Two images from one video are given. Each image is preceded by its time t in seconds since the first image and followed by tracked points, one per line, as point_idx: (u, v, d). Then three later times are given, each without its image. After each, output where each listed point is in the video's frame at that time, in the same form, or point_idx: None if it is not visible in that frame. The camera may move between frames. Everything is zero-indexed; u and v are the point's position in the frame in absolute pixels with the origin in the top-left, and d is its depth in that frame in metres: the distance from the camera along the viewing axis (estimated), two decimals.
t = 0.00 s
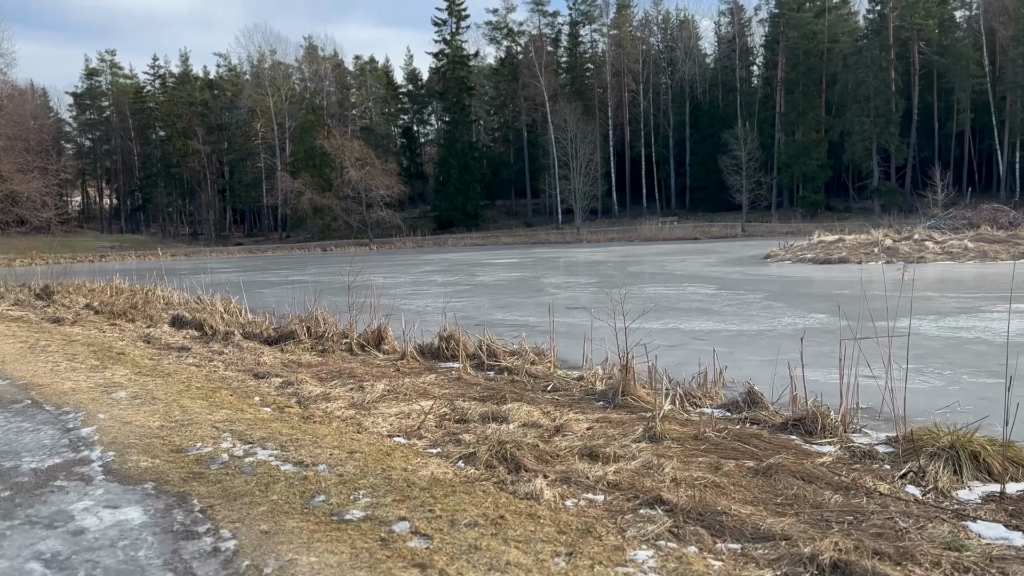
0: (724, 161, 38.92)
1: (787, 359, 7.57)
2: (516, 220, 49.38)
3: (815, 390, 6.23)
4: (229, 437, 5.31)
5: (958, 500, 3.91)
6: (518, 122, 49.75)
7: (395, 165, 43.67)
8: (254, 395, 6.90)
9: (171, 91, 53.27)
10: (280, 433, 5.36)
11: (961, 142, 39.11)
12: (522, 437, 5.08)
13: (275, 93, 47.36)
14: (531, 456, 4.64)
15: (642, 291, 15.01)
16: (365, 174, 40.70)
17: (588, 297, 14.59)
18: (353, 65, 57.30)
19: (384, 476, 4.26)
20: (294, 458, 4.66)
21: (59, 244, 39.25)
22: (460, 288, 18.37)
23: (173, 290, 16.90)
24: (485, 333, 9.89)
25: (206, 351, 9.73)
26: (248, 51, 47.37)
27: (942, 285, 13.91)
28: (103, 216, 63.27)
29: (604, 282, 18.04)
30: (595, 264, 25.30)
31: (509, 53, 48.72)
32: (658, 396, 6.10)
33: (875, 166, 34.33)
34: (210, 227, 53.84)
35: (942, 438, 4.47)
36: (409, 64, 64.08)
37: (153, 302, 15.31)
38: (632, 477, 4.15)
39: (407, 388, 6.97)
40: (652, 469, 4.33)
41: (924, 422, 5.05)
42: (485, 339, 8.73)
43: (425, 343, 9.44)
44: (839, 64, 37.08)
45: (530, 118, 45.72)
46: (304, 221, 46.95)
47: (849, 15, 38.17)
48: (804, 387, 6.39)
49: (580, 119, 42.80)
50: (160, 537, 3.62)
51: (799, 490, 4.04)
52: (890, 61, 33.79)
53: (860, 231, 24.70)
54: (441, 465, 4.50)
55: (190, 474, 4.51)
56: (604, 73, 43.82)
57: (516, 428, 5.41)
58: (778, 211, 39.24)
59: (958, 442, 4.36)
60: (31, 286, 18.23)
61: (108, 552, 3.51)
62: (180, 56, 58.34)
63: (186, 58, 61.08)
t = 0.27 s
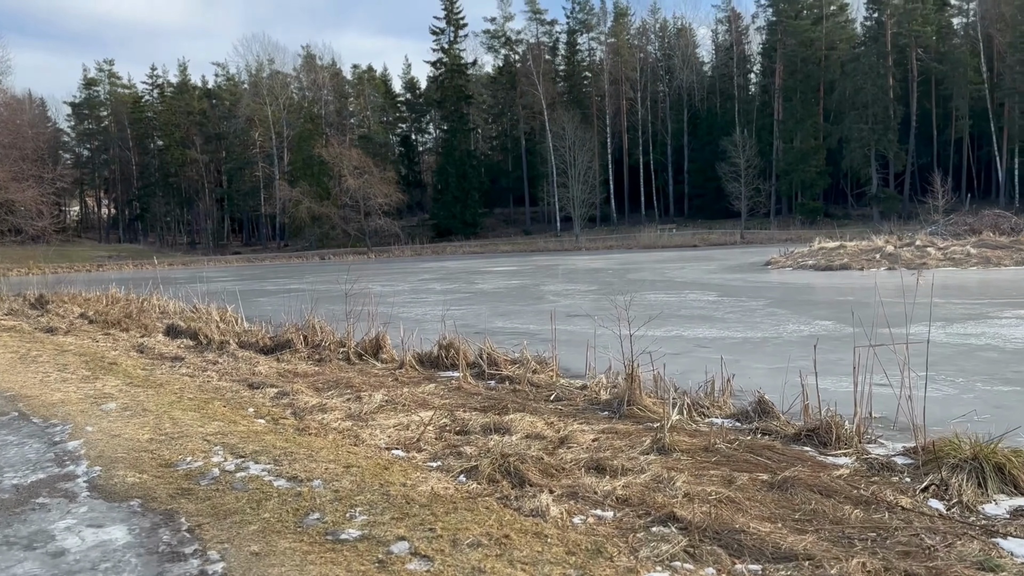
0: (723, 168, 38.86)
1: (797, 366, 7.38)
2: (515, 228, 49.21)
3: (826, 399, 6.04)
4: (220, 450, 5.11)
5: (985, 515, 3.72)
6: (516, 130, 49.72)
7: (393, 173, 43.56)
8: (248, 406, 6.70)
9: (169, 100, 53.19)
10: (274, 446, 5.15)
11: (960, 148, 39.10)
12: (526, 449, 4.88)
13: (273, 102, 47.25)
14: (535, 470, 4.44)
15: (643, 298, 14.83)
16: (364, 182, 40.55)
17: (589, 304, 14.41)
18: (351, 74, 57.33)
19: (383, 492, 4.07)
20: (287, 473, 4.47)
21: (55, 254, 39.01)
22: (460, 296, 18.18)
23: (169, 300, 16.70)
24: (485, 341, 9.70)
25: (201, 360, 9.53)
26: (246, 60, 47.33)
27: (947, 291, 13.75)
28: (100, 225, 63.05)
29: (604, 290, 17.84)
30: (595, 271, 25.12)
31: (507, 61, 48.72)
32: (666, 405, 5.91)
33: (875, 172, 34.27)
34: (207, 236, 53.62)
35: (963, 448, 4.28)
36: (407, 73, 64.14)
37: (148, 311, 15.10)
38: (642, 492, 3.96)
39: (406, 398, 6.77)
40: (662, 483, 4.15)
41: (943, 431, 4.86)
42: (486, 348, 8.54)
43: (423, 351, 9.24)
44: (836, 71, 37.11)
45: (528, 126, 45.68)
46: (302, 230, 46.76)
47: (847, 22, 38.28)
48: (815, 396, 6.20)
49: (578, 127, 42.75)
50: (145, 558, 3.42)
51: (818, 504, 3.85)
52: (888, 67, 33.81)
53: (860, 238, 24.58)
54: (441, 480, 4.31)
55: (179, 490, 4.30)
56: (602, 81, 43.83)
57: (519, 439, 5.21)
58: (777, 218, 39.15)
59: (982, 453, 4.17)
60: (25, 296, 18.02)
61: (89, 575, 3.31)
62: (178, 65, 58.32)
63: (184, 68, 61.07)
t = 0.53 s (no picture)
0: (723, 177, 38.76)
1: (807, 377, 7.15)
2: (514, 238, 49.03)
3: (841, 412, 5.80)
4: (209, 470, 4.88)
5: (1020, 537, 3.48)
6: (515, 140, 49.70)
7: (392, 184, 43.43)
8: (240, 423, 6.47)
9: (168, 113, 53.21)
10: (265, 466, 4.92)
11: (960, 156, 39.02)
12: (529, 467, 4.63)
13: (271, 114, 47.20)
14: (538, 490, 4.20)
15: (645, 308, 14.62)
16: (362, 194, 40.39)
17: (590, 314, 14.19)
18: (350, 86, 57.42)
19: (379, 516, 3.83)
20: (279, 496, 4.23)
21: (53, 267, 38.81)
22: (459, 306, 17.98)
23: (165, 312, 16.47)
24: (486, 352, 9.48)
25: (194, 374, 9.30)
26: (245, 73, 47.34)
27: (954, 299, 13.53)
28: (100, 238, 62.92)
29: (605, 299, 17.63)
30: (596, 281, 24.92)
31: (505, 72, 48.75)
32: (675, 419, 5.67)
33: (875, 180, 34.17)
34: (207, 248, 53.44)
35: (991, 464, 4.04)
36: (405, 85, 64.25)
37: (143, 324, 14.88)
38: (653, 514, 3.73)
39: (404, 413, 6.53)
40: (675, 503, 3.91)
41: (967, 446, 4.62)
42: (486, 360, 8.31)
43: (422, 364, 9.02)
44: (835, 80, 37.10)
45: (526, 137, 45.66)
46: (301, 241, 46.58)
47: (844, 31, 38.33)
48: (829, 407, 5.97)
49: (577, 137, 42.70)
50: None
51: (842, 526, 3.61)
52: (886, 76, 33.81)
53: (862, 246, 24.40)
54: (441, 501, 4.08)
55: (163, 515, 4.07)
56: (600, 91, 43.84)
57: (521, 456, 4.97)
58: (777, 226, 39.01)
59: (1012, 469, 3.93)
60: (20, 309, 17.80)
61: None
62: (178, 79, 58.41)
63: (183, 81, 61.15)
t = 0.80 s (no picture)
0: (709, 183, 38.86)
1: (804, 387, 7.00)
2: (501, 246, 48.83)
3: (841, 424, 5.65)
4: (188, 497, 4.64)
5: None
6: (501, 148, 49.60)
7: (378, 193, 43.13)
8: (222, 444, 6.21)
9: (151, 124, 52.61)
10: (247, 491, 4.68)
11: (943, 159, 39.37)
12: (523, 489, 4.43)
13: (255, 124, 46.71)
14: (534, 515, 4.00)
15: (635, 316, 14.48)
16: (348, 204, 40.03)
17: (580, 323, 14.03)
18: (334, 95, 57.13)
19: (365, 547, 3.62)
20: (260, 525, 4.00)
21: (33, 281, 38.08)
22: (447, 316, 17.74)
23: (146, 326, 16.10)
24: (475, 365, 9.28)
25: (175, 392, 9.01)
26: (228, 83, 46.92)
27: (944, 303, 13.50)
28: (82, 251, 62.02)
29: (594, 307, 17.48)
30: (584, 289, 24.78)
31: (490, 80, 48.69)
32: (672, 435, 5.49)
33: (859, 185, 34.37)
34: (191, 259, 52.78)
35: (1002, 478, 3.90)
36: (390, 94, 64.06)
37: (124, 339, 14.50)
38: (655, 540, 3.55)
39: (392, 431, 6.31)
40: (678, 527, 3.73)
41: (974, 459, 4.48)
42: (476, 373, 8.10)
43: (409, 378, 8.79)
44: (818, 86, 37.33)
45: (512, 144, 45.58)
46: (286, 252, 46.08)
47: (826, 37, 38.67)
48: (828, 420, 5.82)
49: (563, 144, 42.66)
50: None
51: (852, 548, 3.44)
52: (869, 81, 34.07)
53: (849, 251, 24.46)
54: (431, 529, 3.88)
55: (137, 548, 3.83)
56: (585, 98, 43.84)
57: (515, 477, 4.77)
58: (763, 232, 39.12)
59: None
60: None
61: None
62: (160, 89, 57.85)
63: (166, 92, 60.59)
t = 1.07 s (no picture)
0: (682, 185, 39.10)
1: (788, 388, 6.94)
2: (476, 250, 48.57)
3: (828, 425, 5.58)
4: (155, 518, 4.38)
5: None
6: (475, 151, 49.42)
7: (351, 198, 42.61)
8: (192, 459, 5.93)
9: (117, 130, 51.43)
10: (218, 510, 4.44)
11: (910, 159, 40.14)
12: (509, 502, 4.25)
13: (223, 130, 45.73)
14: (523, 529, 3.84)
15: (613, 318, 14.39)
16: (320, 209, 39.43)
17: (560, 326, 13.89)
18: (305, 99, 56.46)
19: (345, 569, 3.42)
20: (231, 547, 3.78)
21: None
22: (423, 322, 17.49)
23: (114, 336, 15.59)
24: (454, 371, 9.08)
25: (143, 405, 8.65)
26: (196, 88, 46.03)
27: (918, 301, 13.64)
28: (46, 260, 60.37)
29: (573, 310, 17.37)
30: (561, 291, 24.68)
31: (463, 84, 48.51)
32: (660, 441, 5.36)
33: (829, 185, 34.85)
34: (160, 268, 51.63)
35: (995, 479, 3.84)
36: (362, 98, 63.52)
37: (90, 350, 14.01)
38: (649, 553, 3.41)
39: (370, 442, 6.09)
40: (670, 538, 3.59)
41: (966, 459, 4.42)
42: (455, 380, 7.90)
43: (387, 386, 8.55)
44: (787, 87, 37.80)
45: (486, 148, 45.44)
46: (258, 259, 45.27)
47: (795, 39, 39.25)
48: (814, 421, 5.75)
49: (537, 147, 42.61)
50: None
51: (852, 555, 3.34)
52: (837, 82, 34.60)
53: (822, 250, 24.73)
54: (414, 546, 3.69)
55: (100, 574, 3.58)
56: (558, 101, 43.86)
57: (501, 488, 4.59)
58: (736, 232, 39.47)
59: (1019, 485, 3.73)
60: None
61: None
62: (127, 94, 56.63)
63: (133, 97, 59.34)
